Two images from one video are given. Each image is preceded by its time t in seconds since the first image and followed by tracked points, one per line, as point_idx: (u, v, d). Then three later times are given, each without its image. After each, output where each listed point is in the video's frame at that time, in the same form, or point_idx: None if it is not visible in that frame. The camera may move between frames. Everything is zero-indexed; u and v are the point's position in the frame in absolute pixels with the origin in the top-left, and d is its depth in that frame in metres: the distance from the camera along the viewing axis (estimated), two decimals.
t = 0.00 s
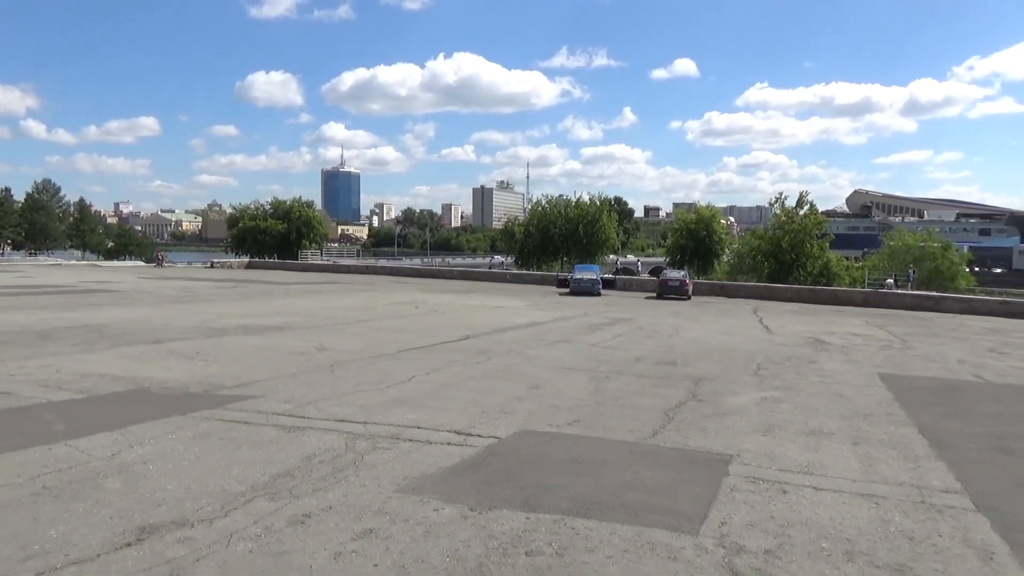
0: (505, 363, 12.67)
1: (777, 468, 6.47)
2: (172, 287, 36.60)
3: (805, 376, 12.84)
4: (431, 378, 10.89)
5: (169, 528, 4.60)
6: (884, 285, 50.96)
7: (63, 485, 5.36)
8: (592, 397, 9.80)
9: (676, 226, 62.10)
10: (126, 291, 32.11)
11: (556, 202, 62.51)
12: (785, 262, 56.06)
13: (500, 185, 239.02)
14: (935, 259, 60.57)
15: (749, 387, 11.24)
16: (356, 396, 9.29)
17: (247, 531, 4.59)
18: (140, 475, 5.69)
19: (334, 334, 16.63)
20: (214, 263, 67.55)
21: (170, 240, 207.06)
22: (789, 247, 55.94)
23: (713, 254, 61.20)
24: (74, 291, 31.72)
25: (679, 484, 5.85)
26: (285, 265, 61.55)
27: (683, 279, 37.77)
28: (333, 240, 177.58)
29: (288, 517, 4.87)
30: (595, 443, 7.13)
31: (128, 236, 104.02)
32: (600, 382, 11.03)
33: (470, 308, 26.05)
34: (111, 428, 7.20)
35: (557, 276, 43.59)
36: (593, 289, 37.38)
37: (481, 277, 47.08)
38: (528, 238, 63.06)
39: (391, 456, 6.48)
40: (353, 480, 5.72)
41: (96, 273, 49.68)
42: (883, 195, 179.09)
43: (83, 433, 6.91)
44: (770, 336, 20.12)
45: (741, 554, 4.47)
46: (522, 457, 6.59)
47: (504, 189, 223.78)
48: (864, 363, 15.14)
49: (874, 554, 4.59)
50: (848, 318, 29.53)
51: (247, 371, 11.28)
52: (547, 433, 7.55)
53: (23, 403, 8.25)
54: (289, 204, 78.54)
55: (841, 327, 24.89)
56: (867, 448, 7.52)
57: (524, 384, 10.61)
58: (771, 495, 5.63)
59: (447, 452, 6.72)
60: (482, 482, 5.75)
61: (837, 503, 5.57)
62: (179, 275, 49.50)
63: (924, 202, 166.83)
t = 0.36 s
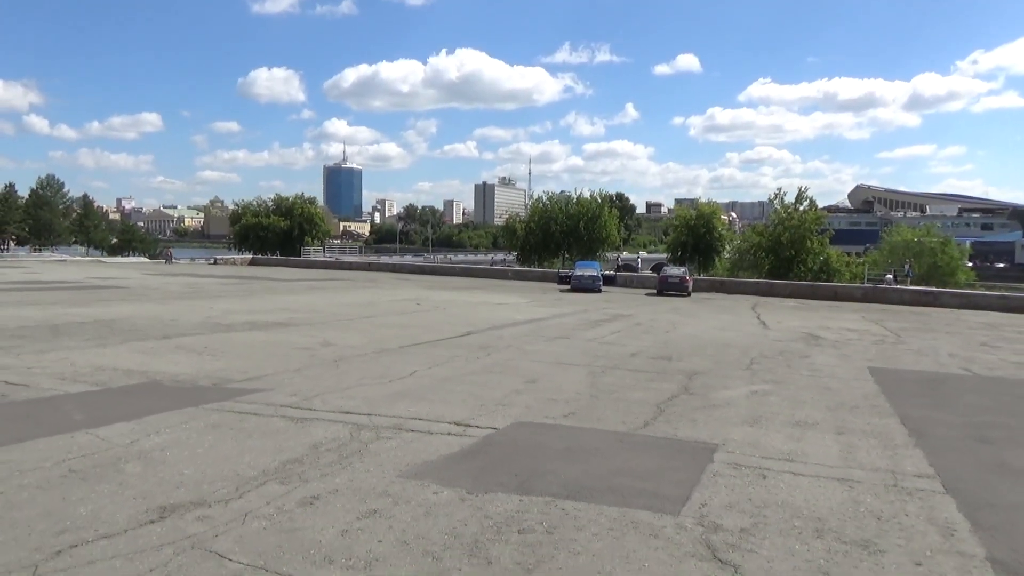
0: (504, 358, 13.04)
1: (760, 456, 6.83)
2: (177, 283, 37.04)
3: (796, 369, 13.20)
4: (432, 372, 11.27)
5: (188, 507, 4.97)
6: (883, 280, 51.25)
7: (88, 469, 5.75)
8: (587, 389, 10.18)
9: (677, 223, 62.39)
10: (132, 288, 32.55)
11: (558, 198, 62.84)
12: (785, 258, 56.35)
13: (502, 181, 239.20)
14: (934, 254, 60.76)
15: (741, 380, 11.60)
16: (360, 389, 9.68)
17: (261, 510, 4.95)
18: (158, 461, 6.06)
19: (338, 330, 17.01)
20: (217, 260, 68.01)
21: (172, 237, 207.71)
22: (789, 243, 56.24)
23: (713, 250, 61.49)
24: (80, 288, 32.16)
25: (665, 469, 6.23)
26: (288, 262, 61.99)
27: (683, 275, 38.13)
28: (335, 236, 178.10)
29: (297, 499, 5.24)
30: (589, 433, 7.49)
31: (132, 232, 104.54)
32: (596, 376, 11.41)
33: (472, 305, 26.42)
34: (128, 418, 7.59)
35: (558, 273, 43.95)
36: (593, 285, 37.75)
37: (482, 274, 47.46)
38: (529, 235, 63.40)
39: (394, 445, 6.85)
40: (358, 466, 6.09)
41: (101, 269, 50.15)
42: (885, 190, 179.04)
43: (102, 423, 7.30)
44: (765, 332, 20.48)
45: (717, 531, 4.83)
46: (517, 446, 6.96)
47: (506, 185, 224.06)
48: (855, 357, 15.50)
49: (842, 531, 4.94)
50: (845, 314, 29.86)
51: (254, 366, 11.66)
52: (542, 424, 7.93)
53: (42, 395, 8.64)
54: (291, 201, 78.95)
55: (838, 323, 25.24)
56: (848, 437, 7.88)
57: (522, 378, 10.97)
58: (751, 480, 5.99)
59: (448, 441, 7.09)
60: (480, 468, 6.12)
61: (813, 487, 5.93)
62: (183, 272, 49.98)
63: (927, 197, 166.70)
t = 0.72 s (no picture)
0: (504, 353, 13.39)
1: (748, 442, 7.19)
2: (179, 282, 37.34)
3: (788, 363, 13.57)
4: (435, 365, 11.62)
5: (212, 487, 5.32)
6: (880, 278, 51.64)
7: (114, 454, 6.09)
8: (585, 382, 10.54)
9: (674, 221, 62.75)
10: (134, 287, 32.84)
11: (556, 197, 63.18)
12: (782, 256, 56.74)
13: (500, 180, 239.56)
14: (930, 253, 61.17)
15: (733, 373, 11.96)
16: (366, 382, 10.03)
17: (281, 489, 5.31)
18: (180, 446, 6.42)
19: (340, 326, 17.35)
20: (217, 259, 68.28)
21: (170, 235, 207.81)
22: (785, 241, 56.64)
23: (710, 248, 61.86)
24: (83, 286, 32.46)
25: (659, 454, 6.58)
26: (288, 261, 62.26)
27: (680, 273, 38.52)
28: (334, 236, 178.31)
29: (314, 479, 5.60)
30: (586, 422, 7.84)
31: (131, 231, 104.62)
32: (593, 370, 11.76)
33: (471, 302, 26.76)
34: (146, 408, 7.94)
35: (556, 271, 44.28)
36: (591, 283, 38.12)
37: (481, 272, 47.78)
38: (528, 233, 63.73)
39: (402, 433, 7.20)
40: (368, 450, 6.44)
41: (102, 268, 50.39)
42: (882, 188, 179.56)
43: (123, 413, 7.65)
44: (760, 328, 20.85)
45: (706, 508, 5.19)
46: (518, 433, 7.32)
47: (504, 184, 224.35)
48: (847, 352, 15.88)
49: (822, 508, 5.30)
50: (840, 311, 30.26)
51: (261, 360, 12.01)
52: (542, 414, 8.28)
53: (60, 388, 8.97)
54: (290, 200, 79.21)
55: (832, 320, 25.62)
56: (834, 425, 8.25)
57: (522, 371, 11.32)
58: (739, 463, 6.35)
59: (453, 429, 7.44)
60: (483, 453, 6.48)
61: (798, 469, 6.29)
62: (184, 271, 50.23)
63: (923, 195, 167.28)
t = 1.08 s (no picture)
0: (501, 352, 13.74)
1: (734, 434, 7.57)
2: (180, 283, 37.71)
3: (779, 361, 13.94)
4: (433, 364, 12.00)
5: (228, 475, 5.70)
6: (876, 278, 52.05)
7: (133, 445, 6.48)
8: (579, 380, 10.90)
9: (672, 222, 63.13)
10: (137, 288, 33.19)
11: (554, 199, 63.56)
12: (779, 257, 57.14)
13: (499, 181, 239.83)
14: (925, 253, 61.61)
15: (724, 370, 12.33)
16: (369, 379, 10.42)
17: (292, 476, 5.70)
18: (194, 438, 6.78)
19: (342, 327, 17.71)
20: (217, 261, 68.56)
21: (170, 238, 208.15)
22: (782, 242, 57.05)
23: (708, 249, 62.27)
24: (87, 289, 32.82)
25: (645, 444, 6.96)
26: (288, 262, 62.62)
27: (677, 274, 38.92)
28: (333, 238, 178.69)
29: (322, 467, 5.97)
30: (580, 415, 8.22)
31: (131, 233, 104.52)
32: (587, 368, 12.14)
33: (470, 303, 27.10)
34: (160, 404, 8.32)
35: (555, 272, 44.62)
36: (589, 284, 38.50)
37: (480, 274, 48.12)
38: (527, 235, 64.12)
39: (404, 426, 7.57)
40: (372, 441, 6.83)
41: (104, 270, 50.67)
42: (880, 189, 180.02)
43: (138, 408, 8.03)
44: (755, 328, 21.22)
45: (689, 491, 5.57)
46: (514, 426, 7.69)
47: (503, 185, 224.69)
48: (837, 350, 16.25)
49: (797, 491, 5.68)
50: (835, 311, 30.63)
51: (266, 360, 12.39)
52: (538, 408, 8.67)
53: (75, 384, 9.36)
54: (290, 202, 79.53)
55: (826, 319, 25.98)
56: (817, 418, 8.63)
57: (519, 369, 11.67)
58: (723, 452, 6.73)
59: (452, 422, 7.82)
60: (481, 444, 6.84)
61: (779, 458, 6.66)
62: (185, 273, 50.62)
63: (921, 195, 167.64)
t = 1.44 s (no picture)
0: (495, 349, 14.13)
1: (714, 425, 7.98)
2: (180, 281, 38.03)
3: (766, 359, 14.34)
4: (429, 359, 12.40)
5: (236, 459, 6.09)
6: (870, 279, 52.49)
7: (146, 432, 6.87)
8: (571, 375, 11.30)
9: (669, 222, 63.54)
10: (137, 286, 33.55)
11: (552, 198, 63.93)
12: (774, 257, 57.58)
13: (498, 180, 240.02)
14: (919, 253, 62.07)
15: (711, 367, 12.74)
16: (368, 374, 10.81)
17: (297, 460, 6.10)
18: (203, 426, 7.17)
19: (341, 324, 18.09)
20: (216, 259, 68.81)
21: (168, 235, 208.22)
22: (778, 242, 57.49)
23: (704, 250, 62.70)
24: (88, 286, 33.18)
25: (629, 434, 7.37)
26: (287, 261, 62.94)
27: (673, 274, 39.33)
28: (331, 237, 178.89)
29: (325, 453, 6.37)
30: (569, 408, 8.62)
31: (129, 231, 104.64)
32: (579, 364, 12.54)
33: (466, 302, 27.48)
34: (168, 396, 8.71)
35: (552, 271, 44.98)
36: (585, 284, 38.90)
37: (478, 273, 48.47)
38: (524, 235, 64.49)
39: (401, 416, 7.97)
40: (371, 430, 7.22)
41: (103, 268, 50.95)
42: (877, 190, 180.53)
43: (148, 399, 8.43)
44: (745, 327, 21.62)
45: (666, 476, 5.98)
46: (505, 417, 8.09)
47: (502, 184, 224.80)
48: (824, 349, 16.66)
49: (767, 476, 6.10)
50: (827, 311, 31.05)
51: (268, 355, 12.77)
52: (529, 401, 9.08)
53: (85, 377, 9.74)
54: (289, 201, 79.82)
55: (817, 319, 26.39)
56: (796, 412, 9.04)
57: (513, 365, 12.05)
58: (702, 441, 7.14)
59: (447, 413, 8.21)
60: (473, 433, 7.24)
61: (754, 447, 7.07)
62: (185, 270, 50.94)
63: (918, 197, 168.21)
